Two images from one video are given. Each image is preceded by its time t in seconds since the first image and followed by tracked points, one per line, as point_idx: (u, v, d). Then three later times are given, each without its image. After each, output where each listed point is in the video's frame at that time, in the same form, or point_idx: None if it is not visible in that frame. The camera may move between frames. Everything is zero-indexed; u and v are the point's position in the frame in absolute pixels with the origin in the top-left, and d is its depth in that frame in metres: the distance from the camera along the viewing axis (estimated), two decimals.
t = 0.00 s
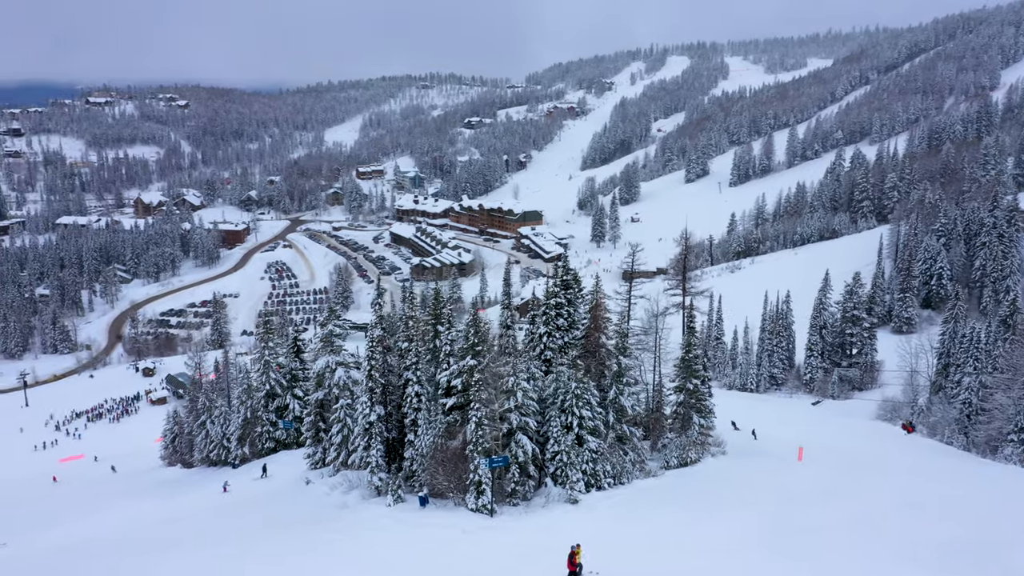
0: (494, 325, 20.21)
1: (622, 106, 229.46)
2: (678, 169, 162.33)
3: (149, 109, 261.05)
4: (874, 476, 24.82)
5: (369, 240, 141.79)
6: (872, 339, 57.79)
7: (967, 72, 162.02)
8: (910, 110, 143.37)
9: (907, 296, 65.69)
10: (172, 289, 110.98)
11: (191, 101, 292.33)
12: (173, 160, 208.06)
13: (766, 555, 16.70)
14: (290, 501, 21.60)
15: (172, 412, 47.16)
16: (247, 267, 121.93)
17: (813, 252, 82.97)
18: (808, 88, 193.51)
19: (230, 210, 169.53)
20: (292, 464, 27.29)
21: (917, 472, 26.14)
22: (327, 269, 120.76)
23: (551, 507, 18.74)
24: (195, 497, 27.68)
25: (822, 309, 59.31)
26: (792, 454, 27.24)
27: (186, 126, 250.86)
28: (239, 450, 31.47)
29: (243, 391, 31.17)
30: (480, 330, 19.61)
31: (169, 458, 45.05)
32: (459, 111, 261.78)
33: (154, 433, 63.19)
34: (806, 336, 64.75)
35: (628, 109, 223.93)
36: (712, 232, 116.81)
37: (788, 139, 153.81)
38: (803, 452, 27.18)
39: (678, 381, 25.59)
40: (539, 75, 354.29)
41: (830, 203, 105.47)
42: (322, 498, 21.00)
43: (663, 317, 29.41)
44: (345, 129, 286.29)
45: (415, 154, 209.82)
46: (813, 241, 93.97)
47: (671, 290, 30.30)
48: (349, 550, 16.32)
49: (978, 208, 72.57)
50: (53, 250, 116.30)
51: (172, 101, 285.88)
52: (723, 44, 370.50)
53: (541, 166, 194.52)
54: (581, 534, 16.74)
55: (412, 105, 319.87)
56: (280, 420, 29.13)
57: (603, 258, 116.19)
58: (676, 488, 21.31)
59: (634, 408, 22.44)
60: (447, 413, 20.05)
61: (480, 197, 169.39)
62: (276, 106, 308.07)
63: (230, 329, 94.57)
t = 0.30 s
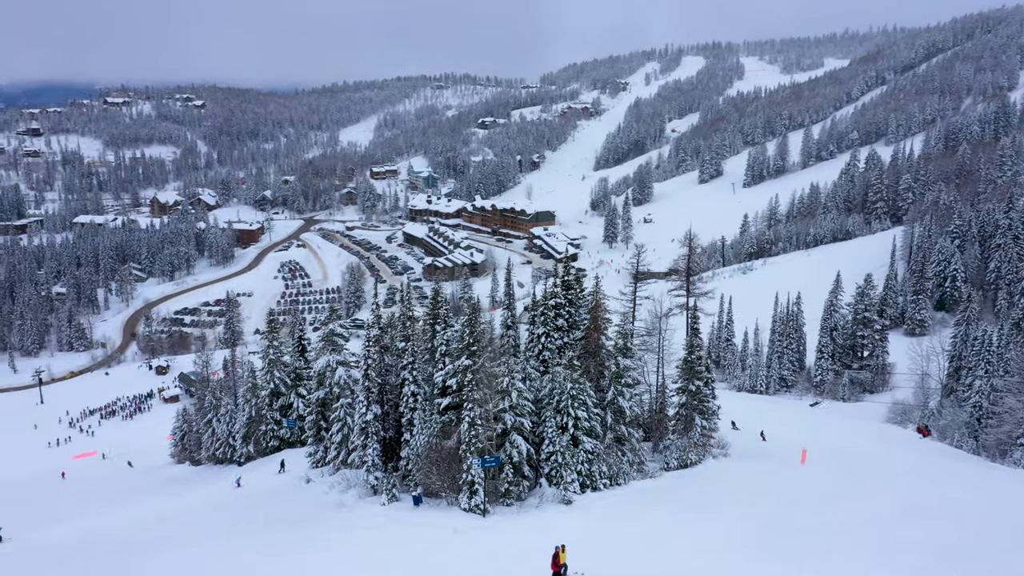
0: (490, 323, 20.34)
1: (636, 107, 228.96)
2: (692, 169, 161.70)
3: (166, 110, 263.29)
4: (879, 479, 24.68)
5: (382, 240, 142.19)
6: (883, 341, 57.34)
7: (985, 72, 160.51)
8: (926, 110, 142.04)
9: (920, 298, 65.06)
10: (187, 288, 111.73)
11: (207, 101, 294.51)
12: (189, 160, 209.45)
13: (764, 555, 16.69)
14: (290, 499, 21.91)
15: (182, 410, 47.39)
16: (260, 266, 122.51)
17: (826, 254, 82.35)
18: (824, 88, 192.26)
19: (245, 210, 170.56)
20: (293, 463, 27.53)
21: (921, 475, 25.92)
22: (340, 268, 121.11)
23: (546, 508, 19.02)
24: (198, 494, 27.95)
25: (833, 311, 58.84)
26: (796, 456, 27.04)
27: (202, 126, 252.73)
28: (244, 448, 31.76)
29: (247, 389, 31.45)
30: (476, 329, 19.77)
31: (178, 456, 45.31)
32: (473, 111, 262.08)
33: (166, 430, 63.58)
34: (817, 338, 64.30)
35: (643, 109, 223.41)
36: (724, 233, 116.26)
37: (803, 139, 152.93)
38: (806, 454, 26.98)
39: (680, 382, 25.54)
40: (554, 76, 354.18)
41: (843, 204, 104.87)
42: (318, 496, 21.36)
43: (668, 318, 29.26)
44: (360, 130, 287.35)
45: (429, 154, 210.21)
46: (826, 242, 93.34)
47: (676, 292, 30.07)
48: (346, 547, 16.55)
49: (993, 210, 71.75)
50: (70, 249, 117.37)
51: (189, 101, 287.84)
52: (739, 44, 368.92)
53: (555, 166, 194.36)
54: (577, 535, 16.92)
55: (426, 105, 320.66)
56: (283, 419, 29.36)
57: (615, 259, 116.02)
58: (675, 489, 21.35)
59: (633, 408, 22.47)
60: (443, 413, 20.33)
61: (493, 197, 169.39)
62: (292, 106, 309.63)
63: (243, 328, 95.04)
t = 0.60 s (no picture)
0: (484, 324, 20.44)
1: (649, 107, 228.47)
2: (703, 170, 161.14)
3: (181, 109, 264.85)
4: (882, 482, 24.47)
5: (393, 239, 142.47)
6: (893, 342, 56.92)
7: (1001, 73, 159.23)
8: (941, 111, 141.00)
9: (932, 300, 64.49)
10: (200, 286, 112.38)
11: (222, 101, 296.06)
12: (203, 160, 210.58)
13: (764, 557, 16.65)
14: (288, 497, 22.16)
15: (190, 408, 47.62)
16: (272, 265, 123.00)
17: (836, 255, 81.80)
18: (838, 88, 191.19)
19: (258, 209, 171.38)
20: (293, 460, 27.75)
21: (926, 479, 25.68)
22: (351, 268, 121.42)
23: (539, 509, 19.14)
24: (200, 491, 28.24)
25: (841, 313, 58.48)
26: (799, 459, 26.86)
27: (217, 126, 254.08)
28: (247, 446, 32.04)
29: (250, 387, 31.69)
30: (469, 330, 19.89)
31: (185, 455, 45.54)
32: (486, 111, 262.19)
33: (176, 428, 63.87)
34: (826, 340, 63.87)
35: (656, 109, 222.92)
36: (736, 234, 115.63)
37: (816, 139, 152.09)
38: (808, 457, 26.82)
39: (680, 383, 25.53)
40: (567, 76, 353.97)
41: (855, 205, 104.33)
42: (315, 495, 21.61)
43: (669, 318, 29.10)
44: (373, 129, 288.24)
45: (441, 154, 210.52)
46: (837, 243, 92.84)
47: (678, 293, 29.92)
48: (338, 545, 16.74)
49: (1006, 211, 71.12)
50: (85, 247, 118.31)
51: (204, 101, 289.48)
52: (753, 44, 367.42)
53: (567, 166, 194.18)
54: (572, 539, 17.03)
55: (439, 105, 321.24)
56: (284, 417, 29.61)
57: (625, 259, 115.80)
58: (671, 489, 21.37)
59: (629, 409, 22.50)
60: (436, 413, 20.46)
61: (505, 197, 169.36)
62: (305, 106, 310.88)
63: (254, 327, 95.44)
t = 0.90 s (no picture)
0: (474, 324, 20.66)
1: (657, 107, 228.11)
2: (711, 170, 160.78)
3: (191, 109, 265.97)
4: (880, 484, 24.32)
5: (400, 239, 142.70)
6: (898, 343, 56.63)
7: (1012, 73, 158.32)
8: (951, 111, 140.25)
9: (938, 302, 64.08)
10: (208, 286, 112.81)
11: (232, 101, 297.12)
12: (212, 160, 211.36)
13: (760, 557, 16.67)
14: (281, 495, 22.51)
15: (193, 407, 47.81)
16: (279, 265, 123.27)
17: (842, 257, 81.43)
18: (847, 89, 190.40)
19: (266, 209, 171.83)
20: (288, 459, 28.06)
21: (926, 480, 25.46)
22: (357, 267, 121.58)
23: (526, 509, 19.27)
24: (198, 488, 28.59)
25: (845, 314, 58.22)
26: (796, 459, 26.76)
27: (226, 126, 255.01)
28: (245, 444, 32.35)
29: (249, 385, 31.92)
30: (458, 330, 20.12)
31: (188, 453, 45.71)
32: (494, 112, 262.23)
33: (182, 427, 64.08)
34: (830, 341, 63.53)
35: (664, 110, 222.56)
36: (743, 235, 115.25)
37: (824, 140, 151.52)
38: (806, 458, 26.70)
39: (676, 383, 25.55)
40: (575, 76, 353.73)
41: (862, 206, 103.91)
42: (306, 494, 21.98)
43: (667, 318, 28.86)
44: (381, 130, 288.88)
45: (449, 154, 210.74)
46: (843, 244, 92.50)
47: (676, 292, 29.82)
48: (329, 548, 16.98)
49: (1014, 212, 70.63)
50: (94, 246, 118.95)
51: (213, 101, 290.61)
52: (763, 44, 366.25)
53: (574, 167, 194.01)
54: (561, 538, 17.11)
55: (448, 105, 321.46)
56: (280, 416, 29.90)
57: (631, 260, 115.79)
58: (663, 489, 21.46)
59: (622, 410, 22.64)
60: (425, 413, 20.66)
61: (512, 197, 169.29)
62: (315, 106, 311.72)
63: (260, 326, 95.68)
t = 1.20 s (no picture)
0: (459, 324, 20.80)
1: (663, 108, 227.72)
2: (715, 171, 160.57)
3: (198, 109, 266.61)
4: (874, 485, 24.15)
5: (405, 239, 142.81)
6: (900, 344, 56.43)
7: (1018, 73, 157.63)
8: (958, 112, 139.60)
9: (941, 303, 63.78)
10: (212, 285, 112.99)
11: (238, 101, 297.71)
12: (218, 160, 211.83)
13: (749, 557, 16.65)
14: (269, 494, 22.68)
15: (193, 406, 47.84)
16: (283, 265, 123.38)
17: (845, 258, 81.18)
18: (854, 89, 189.76)
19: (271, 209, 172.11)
20: (281, 457, 28.28)
21: (923, 483, 25.24)
22: (361, 267, 121.60)
23: (511, 510, 19.25)
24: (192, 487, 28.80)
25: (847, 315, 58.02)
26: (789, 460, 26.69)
27: (233, 126, 255.58)
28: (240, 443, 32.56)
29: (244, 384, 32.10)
30: (443, 329, 20.30)
31: (188, 452, 45.73)
32: (499, 112, 262.18)
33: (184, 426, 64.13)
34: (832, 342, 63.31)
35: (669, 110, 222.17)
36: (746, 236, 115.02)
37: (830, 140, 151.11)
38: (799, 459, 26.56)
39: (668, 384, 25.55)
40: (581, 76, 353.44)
41: (866, 207, 103.52)
42: (293, 493, 22.20)
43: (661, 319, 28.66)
44: (387, 129, 289.27)
45: (455, 154, 210.75)
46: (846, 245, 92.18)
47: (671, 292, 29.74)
48: (315, 546, 17.08)
49: (1018, 213, 70.29)
50: (100, 246, 119.29)
51: (220, 101, 291.22)
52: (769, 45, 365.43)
53: (579, 167, 193.79)
54: (547, 537, 17.15)
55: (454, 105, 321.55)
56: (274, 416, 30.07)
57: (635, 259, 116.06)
58: (652, 489, 21.46)
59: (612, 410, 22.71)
60: (411, 413, 20.81)
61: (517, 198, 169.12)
62: (321, 106, 312.16)
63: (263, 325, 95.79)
